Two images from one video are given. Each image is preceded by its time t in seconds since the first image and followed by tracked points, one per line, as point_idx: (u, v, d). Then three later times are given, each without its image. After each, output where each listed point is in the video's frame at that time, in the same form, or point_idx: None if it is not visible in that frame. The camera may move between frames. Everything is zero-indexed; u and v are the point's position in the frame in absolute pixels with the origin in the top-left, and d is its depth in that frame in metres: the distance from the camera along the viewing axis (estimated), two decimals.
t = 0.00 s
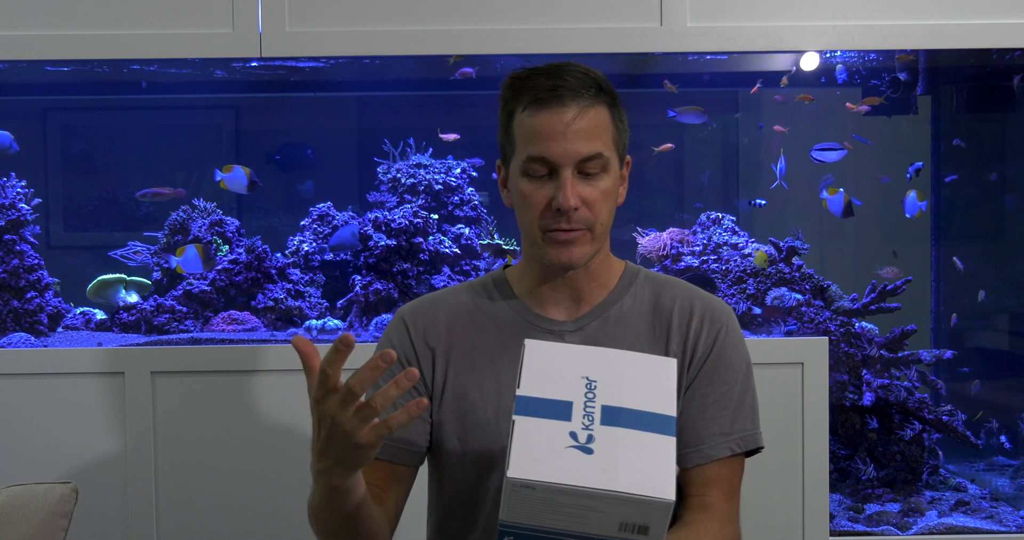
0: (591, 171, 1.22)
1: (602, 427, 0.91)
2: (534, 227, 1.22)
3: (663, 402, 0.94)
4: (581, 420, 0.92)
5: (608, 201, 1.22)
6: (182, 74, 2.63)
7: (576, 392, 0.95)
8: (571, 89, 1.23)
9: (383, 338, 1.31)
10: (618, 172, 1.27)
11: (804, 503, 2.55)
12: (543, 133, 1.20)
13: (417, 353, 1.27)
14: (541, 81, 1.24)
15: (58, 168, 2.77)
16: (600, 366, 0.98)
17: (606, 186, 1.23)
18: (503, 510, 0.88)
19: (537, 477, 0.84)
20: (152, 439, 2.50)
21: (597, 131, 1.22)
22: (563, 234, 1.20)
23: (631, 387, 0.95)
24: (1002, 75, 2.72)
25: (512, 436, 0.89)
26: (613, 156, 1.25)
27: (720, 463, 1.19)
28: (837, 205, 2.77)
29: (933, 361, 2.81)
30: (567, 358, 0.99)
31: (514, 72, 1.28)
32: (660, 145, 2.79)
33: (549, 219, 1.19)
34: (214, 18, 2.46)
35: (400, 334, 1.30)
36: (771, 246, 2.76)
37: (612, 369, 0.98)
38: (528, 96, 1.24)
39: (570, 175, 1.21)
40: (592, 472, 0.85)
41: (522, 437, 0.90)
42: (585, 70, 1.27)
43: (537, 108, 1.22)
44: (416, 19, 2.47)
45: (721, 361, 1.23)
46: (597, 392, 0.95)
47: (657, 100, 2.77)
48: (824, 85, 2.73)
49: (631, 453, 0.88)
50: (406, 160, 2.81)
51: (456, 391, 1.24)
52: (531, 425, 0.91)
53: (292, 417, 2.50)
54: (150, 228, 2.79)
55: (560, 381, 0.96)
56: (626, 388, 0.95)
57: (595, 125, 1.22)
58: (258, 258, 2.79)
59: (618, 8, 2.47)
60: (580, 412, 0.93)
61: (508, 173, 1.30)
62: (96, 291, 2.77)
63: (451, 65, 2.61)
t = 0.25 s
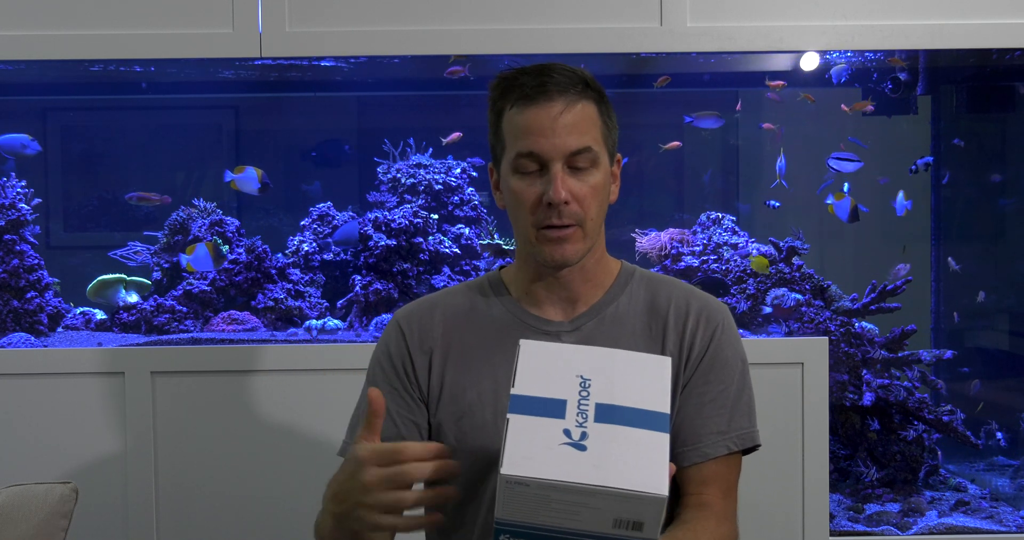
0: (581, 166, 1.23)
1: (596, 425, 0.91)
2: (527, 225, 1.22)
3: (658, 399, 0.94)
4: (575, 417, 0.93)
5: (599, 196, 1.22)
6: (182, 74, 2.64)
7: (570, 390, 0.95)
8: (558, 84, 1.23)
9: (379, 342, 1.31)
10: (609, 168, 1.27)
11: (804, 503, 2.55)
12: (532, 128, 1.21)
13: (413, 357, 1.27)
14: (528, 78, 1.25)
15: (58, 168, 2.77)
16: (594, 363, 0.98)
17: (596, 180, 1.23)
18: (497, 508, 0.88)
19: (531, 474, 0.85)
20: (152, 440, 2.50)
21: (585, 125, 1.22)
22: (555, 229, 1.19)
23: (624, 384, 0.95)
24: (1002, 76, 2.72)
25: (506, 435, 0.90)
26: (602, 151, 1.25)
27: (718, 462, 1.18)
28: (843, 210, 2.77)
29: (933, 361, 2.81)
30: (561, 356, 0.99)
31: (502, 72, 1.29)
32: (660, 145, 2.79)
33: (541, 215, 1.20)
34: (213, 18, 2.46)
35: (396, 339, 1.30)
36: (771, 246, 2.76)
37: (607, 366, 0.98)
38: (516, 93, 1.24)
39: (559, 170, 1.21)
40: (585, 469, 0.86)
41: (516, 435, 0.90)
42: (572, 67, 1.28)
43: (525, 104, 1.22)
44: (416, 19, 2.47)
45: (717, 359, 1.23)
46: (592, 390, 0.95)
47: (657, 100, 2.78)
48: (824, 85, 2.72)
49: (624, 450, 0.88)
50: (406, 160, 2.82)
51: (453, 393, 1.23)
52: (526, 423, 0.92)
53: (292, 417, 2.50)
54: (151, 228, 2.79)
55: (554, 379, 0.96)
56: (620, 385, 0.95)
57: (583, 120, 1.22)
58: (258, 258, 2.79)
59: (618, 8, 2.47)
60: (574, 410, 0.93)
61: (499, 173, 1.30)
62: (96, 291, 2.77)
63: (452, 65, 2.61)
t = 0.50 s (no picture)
0: (589, 158, 1.24)
1: (598, 430, 0.91)
2: (537, 212, 1.21)
3: (665, 411, 0.93)
4: (578, 421, 0.92)
5: (606, 187, 1.24)
6: (182, 74, 2.64)
7: (579, 394, 0.95)
8: (569, 78, 1.25)
9: (375, 345, 1.31)
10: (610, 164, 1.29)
11: (804, 503, 2.55)
12: (546, 117, 1.21)
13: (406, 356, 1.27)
14: (538, 72, 1.27)
15: (58, 168, 2.77)
16: (607, 370, 0.97)
17: (603, 172, 1.24)
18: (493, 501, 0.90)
19: (524, 471, 0.86)
20: (152, 439, 2.50)
21: (595, 118, 1.24)
22: (568, 217, 1.19)
23: (633, 393, 0.94)
24: (1002, 76, 2.72)
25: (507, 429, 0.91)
26: (607, 146, 1.27)
27: (716, 455, 1.18)
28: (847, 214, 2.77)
29: (933, 361, 2.81)
30: (575, 360, 0.99)
31: (510, 66, 1.30)
32: (661, 145, 2.79)
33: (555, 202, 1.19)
34: (213, 18, 2.46)
35: (390, 338, 1.30)
36: (771, 246, 2.76)
37: (619, 375, 0.97)
38: (527, 85, 1.25)
39: (572, 160, 1.22)
40: (578, 472, 0.86)
41: (518, 432, 0.91)
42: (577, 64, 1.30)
43: (537, 95, 1.24)
44: (416, 19, 2.47)
45: (712, 351, 1.22)
46: (600, 397, 0.94)
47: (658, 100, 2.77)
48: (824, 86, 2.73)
49: (620, 458, 0.88)
50: (406, 160, 2.81)
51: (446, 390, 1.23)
52: (529, 422, 0.92)
53: (291, 417, 2.50)
54: (151, 228, 2.79)
55: (565, 382, 0.96)
56: (628, 395, 0.94)
57: (593, 112, 1.24)
58: (258, 258, 2.79)
59: (618, 8, 2.47)
60: (580, 414, 0.93)
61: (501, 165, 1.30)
62: (96, 290, 2.77)
63: (452, 65, 2.61)
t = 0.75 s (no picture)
0: (590, 159, 1.24)
1: (595, 417, 0.91)
2: (538, 213, 1.21)
3: (662, 400, 0.92)
4: (576, 408, 0.92)
5: (606, 189, 1.24)
6: (183, 74, 2.64)
7: (578, 384, 0.96)
8: (574, 78, 1.24)
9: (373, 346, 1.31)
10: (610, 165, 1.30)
11: (804, 503, 2.55)
12: (549, 118, 1.21)
13: (404, 356, 1.27)
14: (541, 73, 1.26)
15: (58, 168, 2.77)
16: (608, 363, 0.98)
17: (603, 174, 1.25)
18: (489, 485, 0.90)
19: (520, 453, 0.87)
20: (152, 439, 2.50)
21: (597, 120, 1.24)
22: (568, 218, 1.20)
23: (632, 383, 0.95)
24: (1002, 75, 2.72)
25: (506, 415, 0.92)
26: (607, 147, 1.28)
27: (713, 454, 1.18)
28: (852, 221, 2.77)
29: (933, 361, 2.81)
30: (575, 353, 1.00)
31: (513, 66, 1.29)
32: (661, 145, 2.79)
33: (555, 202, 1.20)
34: (213, 18, 2.46)
35: (388, 337, 1.30)
36: (771, 245, 2.77)
37: (619, 367, 0.98)
38: (531, 85, 1.25)
39: (574, 161, 1.22)
40: (573, 455, 0.86)
41: (516, 418, 0.92)
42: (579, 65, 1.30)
43: (540, 95, 1.23)
44: (416, 19, 2.47)
45: (710, 351, 1.22)
46: (599, 386, 0.95)
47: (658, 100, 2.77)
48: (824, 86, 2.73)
49: (616, 443, 0.87)
50: (406, 160, 2.81)
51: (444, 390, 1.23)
52: (528, 409, 0.93)
53: (291, 417, 2.50)
54: (151, 228, 2.79)
55: (565, 373, 0.97)
56: (627, 385, 0.95)
57: (596, 115, 1.24)
58: (258, 258, 2.80)
59: (618, 8, 2.47)
60: (578, 402, 0.93)
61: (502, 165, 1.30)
62: (96, 291, 2.77)
63: (452, 65, 2.61)
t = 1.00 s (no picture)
0: (583, 154, 1.24)
1: (596, 421, 0.91)
2: (529, 207, 1.21)
3: (665, 407, 0.92)
4: (578, 411, 0.92)
5: (600, 182, 1.24)
6: (183, 74, 2.64)
7: (581, 386, 0.95)
8: (564, 74, 1.25)
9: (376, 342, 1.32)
10: (607, 161, 1.29)
11: (804, 503, 2.55)
12: (538, 112, 1.22)
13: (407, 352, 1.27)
14: (534, 69, 1.27)
15: (58, 168, 2.77)
16: (612, 366, 0.98)
17: (597, 168, 1.24)
18: (488, 484, 0.91)
19: (518, 454, 0.87)
20: (152, 439, 2.50)
21: (589, 114, 1.24)
22: (558, 210, 1.19)
23: (635, 388, 0.94)
24: (1001, 75, 2.72)
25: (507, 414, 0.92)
26: (602, 143, 1.27)
27: (713, 458, 1.18)
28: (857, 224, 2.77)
29: (933, 361, 2.81)
30: (580, 354, 1.00)
31: (508, 65, 1.31)
32: (661, 145, 2.79)
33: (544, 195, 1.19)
34: (214, 18, 2.46)
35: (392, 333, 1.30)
36: (771, 245, 2.77)
37: (623, 370, 0.97)
38: (522, 82, 1.26)
39: (564, 153, 1.22)
40: (571, 458, 0.86)
41: (517, 418, 0.92)
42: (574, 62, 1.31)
43: (531, 90, 1.24)
44: (416, 19, 2.47)
45: (711, 355, 1.22)
46: (601, 389, 0.94)
47: (657, 101, 2.78)
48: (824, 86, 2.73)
49: (615, 449, 0.87)
50: (406, 160, 2.82)
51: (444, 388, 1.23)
52: (529, 409, 0.93)
53: (291, 417, 2.50)
54: (151, 228, 2.79)
55: (568, 374, 0.97)
56: (629, 389, 0.94)
57: (587, 109, 1.24)
58: (258, 258, 2.79)
59: (618, 8, 2.47)
60: (579, 405, 0.93)
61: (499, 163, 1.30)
62: (96, 290, 2.77)
63: (452, 65, 2.61)
